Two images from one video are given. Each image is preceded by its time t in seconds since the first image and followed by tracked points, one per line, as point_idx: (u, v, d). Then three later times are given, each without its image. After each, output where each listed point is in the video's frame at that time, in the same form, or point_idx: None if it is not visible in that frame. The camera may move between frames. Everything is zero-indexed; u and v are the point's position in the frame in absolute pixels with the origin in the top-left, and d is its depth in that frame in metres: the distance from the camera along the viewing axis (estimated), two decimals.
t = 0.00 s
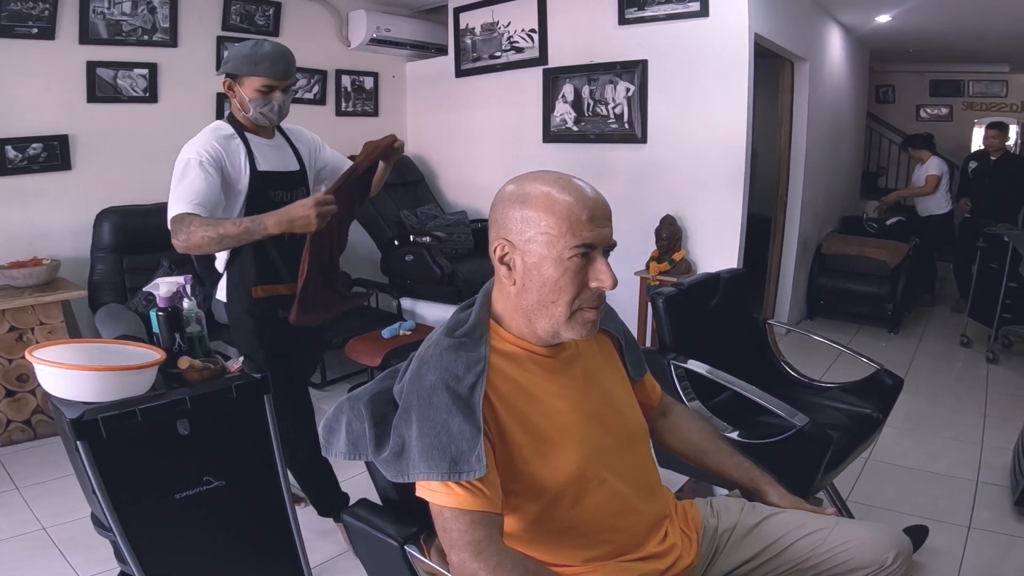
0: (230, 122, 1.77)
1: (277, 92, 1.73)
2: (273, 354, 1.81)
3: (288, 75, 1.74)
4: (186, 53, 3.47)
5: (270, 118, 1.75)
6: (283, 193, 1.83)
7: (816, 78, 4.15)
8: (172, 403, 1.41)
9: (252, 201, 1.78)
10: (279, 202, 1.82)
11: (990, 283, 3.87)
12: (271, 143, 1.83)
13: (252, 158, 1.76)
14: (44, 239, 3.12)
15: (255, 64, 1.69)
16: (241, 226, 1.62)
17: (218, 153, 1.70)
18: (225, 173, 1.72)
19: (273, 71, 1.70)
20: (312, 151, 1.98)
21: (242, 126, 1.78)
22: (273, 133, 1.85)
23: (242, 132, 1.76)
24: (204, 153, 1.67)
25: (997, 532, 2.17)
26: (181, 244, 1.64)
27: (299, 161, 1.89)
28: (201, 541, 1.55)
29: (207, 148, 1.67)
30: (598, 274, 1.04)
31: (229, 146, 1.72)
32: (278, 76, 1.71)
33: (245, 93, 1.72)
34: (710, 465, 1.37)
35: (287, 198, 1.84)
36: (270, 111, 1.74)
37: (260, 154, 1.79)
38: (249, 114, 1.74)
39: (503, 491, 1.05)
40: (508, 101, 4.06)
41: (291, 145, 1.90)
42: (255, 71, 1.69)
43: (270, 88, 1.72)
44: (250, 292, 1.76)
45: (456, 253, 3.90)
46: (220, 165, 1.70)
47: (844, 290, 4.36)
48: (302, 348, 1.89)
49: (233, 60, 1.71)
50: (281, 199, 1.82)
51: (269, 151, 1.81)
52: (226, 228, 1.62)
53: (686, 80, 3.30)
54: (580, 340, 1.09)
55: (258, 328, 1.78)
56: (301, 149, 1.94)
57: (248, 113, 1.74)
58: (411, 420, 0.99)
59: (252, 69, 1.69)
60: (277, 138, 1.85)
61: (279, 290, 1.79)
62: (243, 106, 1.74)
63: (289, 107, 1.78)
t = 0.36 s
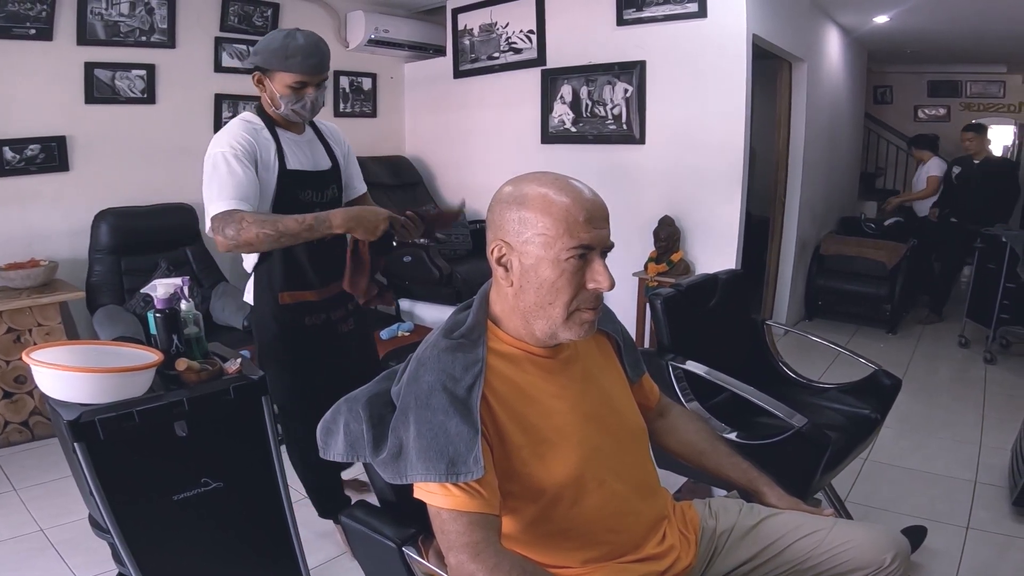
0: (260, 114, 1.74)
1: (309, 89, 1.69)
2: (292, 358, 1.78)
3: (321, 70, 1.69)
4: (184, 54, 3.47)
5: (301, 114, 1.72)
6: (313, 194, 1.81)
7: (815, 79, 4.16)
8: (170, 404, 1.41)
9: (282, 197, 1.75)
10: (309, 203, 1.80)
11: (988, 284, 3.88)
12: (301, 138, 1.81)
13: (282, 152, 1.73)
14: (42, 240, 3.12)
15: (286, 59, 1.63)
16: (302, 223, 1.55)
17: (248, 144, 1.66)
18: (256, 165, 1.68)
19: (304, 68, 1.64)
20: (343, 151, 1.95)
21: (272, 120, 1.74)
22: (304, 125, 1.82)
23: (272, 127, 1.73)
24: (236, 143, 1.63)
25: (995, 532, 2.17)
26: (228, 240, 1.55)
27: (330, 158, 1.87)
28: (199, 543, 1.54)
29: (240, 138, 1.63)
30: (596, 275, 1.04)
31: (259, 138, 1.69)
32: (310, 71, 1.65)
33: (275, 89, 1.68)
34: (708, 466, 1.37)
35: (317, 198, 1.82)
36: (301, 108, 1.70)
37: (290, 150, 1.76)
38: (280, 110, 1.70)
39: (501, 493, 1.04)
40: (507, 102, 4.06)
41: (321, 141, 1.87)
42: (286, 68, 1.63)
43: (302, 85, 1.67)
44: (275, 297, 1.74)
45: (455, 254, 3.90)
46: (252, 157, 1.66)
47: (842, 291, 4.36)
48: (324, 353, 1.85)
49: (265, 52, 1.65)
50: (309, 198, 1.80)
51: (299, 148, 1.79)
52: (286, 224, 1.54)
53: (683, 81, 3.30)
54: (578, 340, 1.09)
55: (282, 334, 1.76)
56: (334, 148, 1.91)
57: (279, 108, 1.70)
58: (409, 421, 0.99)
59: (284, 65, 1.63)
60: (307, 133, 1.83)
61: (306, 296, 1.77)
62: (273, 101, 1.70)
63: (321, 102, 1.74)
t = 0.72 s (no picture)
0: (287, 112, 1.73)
1: (335, 90, 1.67)
2: (291, 360, 1.78)
3: (348, 72, 1.66)
4: (182, 55, 3.47)
5: (326, 115, 1.70)
6: (338, 195, 1.77)
7: (812, 79, 4.16)
8: (167, 405, 1.41)
9: (306, 199, 1.71)
10: (333, 205, 1.77)
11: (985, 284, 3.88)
12: (330, 138, 1.79)
13: (307, 154, 1.71)
14: (39, 240, 3.12)
15: (314, 59, 1.62)
16: (286, 292, 1.59)
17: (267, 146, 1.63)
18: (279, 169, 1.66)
19: (331, 69, 1.63)
20: (372, 152, 1.94)
21: (301, 120, 1.73)
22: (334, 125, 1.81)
23: (298, 125, 1.71)
24: (258, 147, 1.62)
25: (993, 532, 2.17)
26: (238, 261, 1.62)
27: (358, 160, 1.85)
28: (196, 544, 1.54)
29: (262, 142, 1.62)
30: (593, 275, 1.04)
31: (284, 141, 1.67)
32: (338, 72, 1.64)
33: (302, 88, 1.67)
34: (706, 466, 1.37)
35: (342, 201, 1.78)
36: (325, 109, 1.68)
37: (315, 151, 1.73)
38: (305, 110, 1.69)
39: (499, 493, 1.04)
40: (505, 102, 4.05)
41: (350, 141, 1.86)
42: (312, 67, 1.62)
43: (328, 86, 1.66)
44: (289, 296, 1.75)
45: (453, 254, 3.90)
46: (274, 162, 1.64)
47: (840, 291, 4.37)
48: (334, 350, 1.82)
49: (293, 51, 1.64)
50: (334, 201, 1.76)
51: (327, 148, 1.77)
52: (276, 285, 1.59)
53: (681, 81, 3.31)
54: (575, 340, 1.09)
55: (293, 332, 1.75)
56: (362, 147, 1.89)
57: (305, 108, 1.69)
58: (407, 421, 0.99)
59: (311, 63, 1.62)
60: (337, 132, 1.82)
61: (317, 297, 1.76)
62: (300, 101, 1.69)
63: (347, 104, 1.72)
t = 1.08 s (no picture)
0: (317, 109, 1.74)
1: (360, 87, 1.65)
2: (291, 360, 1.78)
3: (375, 69, 1.64)
4: (180, 54, 3.46)
5: (351, 112, 1.69)
6: (363, 191, 1.77)
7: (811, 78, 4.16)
8: (165, 405, 1.41)
9: (329, 196, 1.72)
10: (358, 200, 1.77)
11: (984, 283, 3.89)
12: (359, 134, 1.79)
13: (330, 152, 1.71)
14: (37, 240, 3.11)
15: (337, 56, 1.60)
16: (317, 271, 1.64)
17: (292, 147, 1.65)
18: (301, 168, 1.68)
19: (355, 67, 1.60)
20: (404, 146, 1.92)
21: (328, 117, 1.73)
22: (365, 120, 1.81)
23: (326, 122, 1.72)
24: (280, 145, 1.64)
25: (992, 531, 2.18)
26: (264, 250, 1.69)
27: (388, 155, 1.85)
28: (195, 544, 1.54)
29: (284, 141, 1.65)
30: (592, 274, 1.03)
31: (308, 140, 1.69)
32: (363, 69, 1.61)
33: (328, 85, 1.66)
34: (705, 465, 1.37)
35: (366, 196, 1.78)
36: (351, 106, 1.68)
37: (340, 148, 1.74)
38: (332, 107, 1.69)
39: (498, 492, 1.04)
40: (504, 101, 4.05)
41: (381, 136, 1.84)
42: (336, 64, 1.60)
43: (353, 83, 1.64)
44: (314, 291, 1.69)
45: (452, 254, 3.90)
46: (295, 161, 1.67)
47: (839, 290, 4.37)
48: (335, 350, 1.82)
49: (320, 47, 1.63)
50: (358, 196, 1.76)
51: (354, 144, 1.77)
52: (304, 267, 1.65)
53: (680, 81, 3.30)
54: (574, 339, 1.09)
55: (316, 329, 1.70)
56: (394, 142, 1.88)
57: (331, 105, 1.69)
58: (405, 421, 0.99)
59: (335, 61, 1.60)
60: (368, 128, 1.81)
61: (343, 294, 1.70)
62: (327, 97, 1.69)
63: (373, 101, 1.70)
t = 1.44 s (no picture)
0: (342, 107, 1.73)
1: (384, 85, 1.64)
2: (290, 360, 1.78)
3: (400, 68, 1.63)
4: (177, 55, 3.46)
5: (374, 110, 1.67)
6: (378, 188, 1.75)
7: (809, 77, 4.16)
8: (163, 405, 1.41)
9: (344, 190, 1.70)
10: (373, 196, 1.74)
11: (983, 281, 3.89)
12: (380, 134, 1.77)
13: (348, 148, 1.70)
14: (35, 242, 3.11)
15: (364, 53, 1.60)
16: (324, 250, 1.63)
17: (311, 140, 1.67)
18: (319, 162, 1.69)
19: (379, 64, 1.59)
20: (427, 150, 1.89)
21: (351, 114, 1.73)
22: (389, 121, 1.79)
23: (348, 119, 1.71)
24: (299, 140, 1.66)
25: (991, 529, 2.18)
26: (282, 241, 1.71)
27: (408, 157, 1.81)
28: (194, 544, 1.54)
29: (302, 135, 1.66)
30: (589, 274, 1.03)
31: (328, 136, 1.69)
32: (388, 67, 1.60)
33: (354, 82, 1.65)
34: (704, 464, 1.37)
35: (382, 193, 1.75)
36: (373, 103, 1.66)
37: (359, 144, 1.73)
38: (355, 104, 1.68)
39: (497, 492, 1.04)
40: (502, 101, 4.05)
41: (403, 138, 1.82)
42: (361, 61, 1.60)
43: (377, 81, 1.63)
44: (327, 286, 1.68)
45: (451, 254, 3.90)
46: (313, 155, 1.68)
47: (837, 288, 4.38)
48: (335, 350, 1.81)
49: (347, 44, 1.63)
50: (374, 192, 1.74)
51: (375, 143, 1.76)
52: (313, 247, 1.64)
53: (678, 80, 3.30)
54: (572, 339, 1.09)
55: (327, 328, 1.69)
56: (416, 144, 1.85)
57: (355, 102, 1.68)
58: (403, 421, 0.99)
59: (361, 57, 1.60)
60: (391, 128, 1.79)
61: (354, 291, 1.67)
62: (352, 94, 1.68)
63: (396, 100, 1.69)
